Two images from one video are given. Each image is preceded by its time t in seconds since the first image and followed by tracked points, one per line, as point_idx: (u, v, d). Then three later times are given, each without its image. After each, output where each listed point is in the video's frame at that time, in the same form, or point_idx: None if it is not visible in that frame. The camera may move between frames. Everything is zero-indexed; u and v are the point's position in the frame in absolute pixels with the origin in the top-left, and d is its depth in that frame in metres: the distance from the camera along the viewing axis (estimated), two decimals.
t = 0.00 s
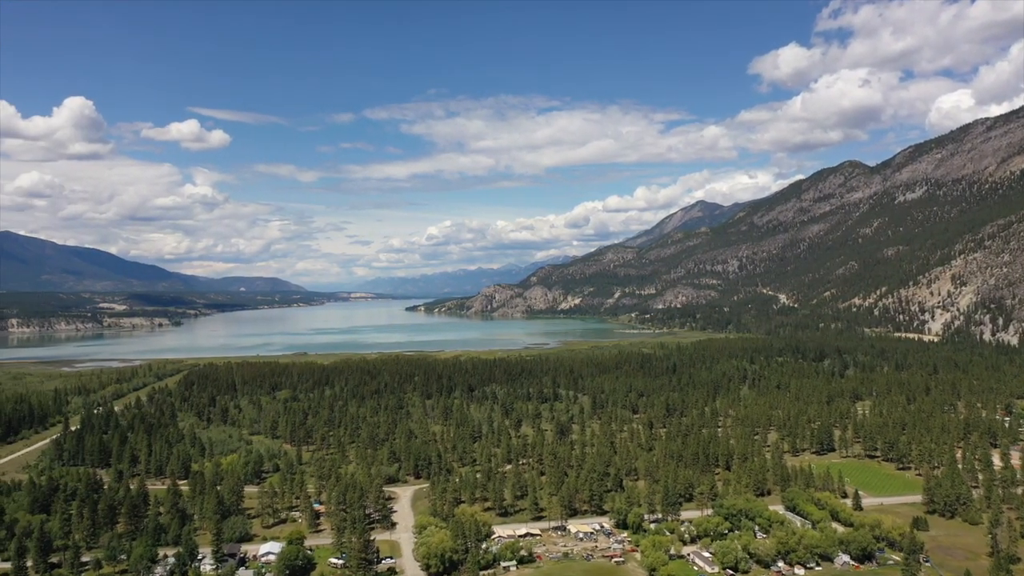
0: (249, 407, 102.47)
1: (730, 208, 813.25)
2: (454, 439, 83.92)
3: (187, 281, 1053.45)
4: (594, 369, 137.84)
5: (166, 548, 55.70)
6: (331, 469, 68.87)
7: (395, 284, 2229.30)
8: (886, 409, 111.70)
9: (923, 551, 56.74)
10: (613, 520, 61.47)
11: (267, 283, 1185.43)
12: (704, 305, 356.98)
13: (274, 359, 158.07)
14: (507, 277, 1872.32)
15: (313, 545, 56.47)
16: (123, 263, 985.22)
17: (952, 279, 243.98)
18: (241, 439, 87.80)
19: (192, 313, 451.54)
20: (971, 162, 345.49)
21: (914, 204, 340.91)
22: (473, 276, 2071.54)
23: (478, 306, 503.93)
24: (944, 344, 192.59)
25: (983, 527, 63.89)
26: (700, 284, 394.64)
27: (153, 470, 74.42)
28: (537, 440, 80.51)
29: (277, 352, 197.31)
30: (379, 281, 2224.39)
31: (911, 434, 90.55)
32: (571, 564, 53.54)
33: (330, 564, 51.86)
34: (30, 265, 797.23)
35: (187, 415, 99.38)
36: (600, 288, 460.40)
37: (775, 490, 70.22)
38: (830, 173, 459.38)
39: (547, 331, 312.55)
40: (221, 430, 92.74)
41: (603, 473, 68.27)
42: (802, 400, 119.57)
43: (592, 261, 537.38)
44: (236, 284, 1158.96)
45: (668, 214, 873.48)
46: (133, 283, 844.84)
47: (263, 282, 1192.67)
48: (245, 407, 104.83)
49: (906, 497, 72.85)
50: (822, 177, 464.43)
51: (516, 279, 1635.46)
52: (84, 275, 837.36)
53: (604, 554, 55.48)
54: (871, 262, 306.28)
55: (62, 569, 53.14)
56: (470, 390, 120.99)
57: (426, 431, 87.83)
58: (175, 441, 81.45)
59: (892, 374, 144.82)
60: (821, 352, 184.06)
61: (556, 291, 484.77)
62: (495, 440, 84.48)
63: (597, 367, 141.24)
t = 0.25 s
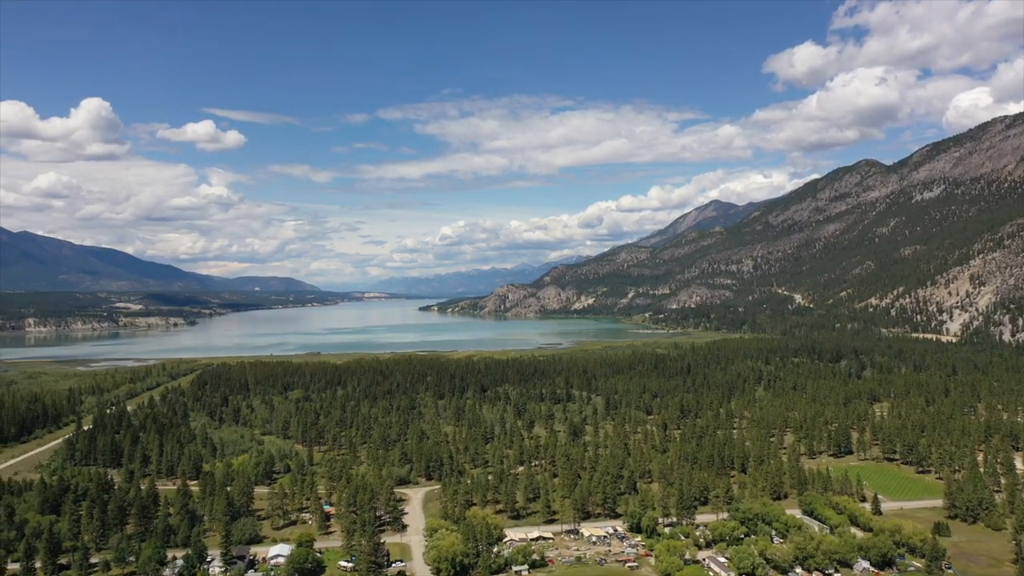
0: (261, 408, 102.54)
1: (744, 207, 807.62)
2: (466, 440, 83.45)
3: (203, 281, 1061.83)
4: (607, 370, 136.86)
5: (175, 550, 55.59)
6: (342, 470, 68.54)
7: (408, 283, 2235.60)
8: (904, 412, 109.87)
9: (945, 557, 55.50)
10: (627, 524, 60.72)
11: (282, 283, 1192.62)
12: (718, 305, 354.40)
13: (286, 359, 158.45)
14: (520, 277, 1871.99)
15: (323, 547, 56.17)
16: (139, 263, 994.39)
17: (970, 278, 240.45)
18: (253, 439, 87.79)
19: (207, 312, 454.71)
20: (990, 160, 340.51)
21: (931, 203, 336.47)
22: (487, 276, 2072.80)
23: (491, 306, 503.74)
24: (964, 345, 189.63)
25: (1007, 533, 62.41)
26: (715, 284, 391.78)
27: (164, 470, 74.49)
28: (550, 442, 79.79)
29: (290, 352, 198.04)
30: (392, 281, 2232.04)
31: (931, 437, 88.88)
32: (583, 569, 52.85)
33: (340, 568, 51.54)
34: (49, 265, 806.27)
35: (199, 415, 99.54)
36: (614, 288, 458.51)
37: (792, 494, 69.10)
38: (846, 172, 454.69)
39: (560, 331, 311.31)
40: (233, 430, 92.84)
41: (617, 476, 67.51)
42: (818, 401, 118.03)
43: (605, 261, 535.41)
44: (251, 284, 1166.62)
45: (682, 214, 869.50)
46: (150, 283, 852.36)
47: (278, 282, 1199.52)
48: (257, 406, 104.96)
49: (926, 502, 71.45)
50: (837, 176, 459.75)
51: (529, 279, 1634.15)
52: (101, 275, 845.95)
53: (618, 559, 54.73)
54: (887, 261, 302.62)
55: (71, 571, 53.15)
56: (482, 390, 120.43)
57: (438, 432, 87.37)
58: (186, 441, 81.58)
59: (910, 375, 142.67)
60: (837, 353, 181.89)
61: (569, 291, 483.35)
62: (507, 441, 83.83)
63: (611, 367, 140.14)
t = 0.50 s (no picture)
0: (274, 407, 102.64)
1: (759, 207, 801.46)
2: (479, 442, 82.93)
3: (219, 281, 1070.09)
4: (622, 370, 135.85)
5: (185, 552, 55.52)
6: (353, 471, 68.28)
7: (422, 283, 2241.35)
8: (923, 413, 108.00)
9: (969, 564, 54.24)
10: (641, 528, 59.93)
11: (296, 283, 1199.61)
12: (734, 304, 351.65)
13: (300, 359, 158.70)
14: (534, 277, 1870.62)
15: (333, 550, 55.84)
16: (156, 263, 1003.58)
17: (990, 278, 236.70)
18: (265, 439, 87.80)
19: (223, 312, 457.73)
20: (1010, 158, 335.13)
21: (950, 202, 331.74)
22: (500, 275, 2073.07)
23: (505, 306, 503.27)
24: (984, 345, 186.50)
25: None
26: (730, 284, 388.68)
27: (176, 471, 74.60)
28: (563, 443, 79.09)
29: (303, 351, 198.62)
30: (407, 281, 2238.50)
31: (952, 439, 87.14)
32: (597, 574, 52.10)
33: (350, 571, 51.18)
34: (67, 265, 815.63)
35: (212, 415, 99.80)
36: (628, 288, 456.33)
37: (810, 497, 67.96)
38: (863, 171, 449.62)
39: (574, 331, 309.97)
40: (245, 430, 92.96)
41: (631, 478, 66.70)
42: (836, 403, 116.34)
43: (619, 261, 533.09)
44: (266, 284, 1173.96)
45: (697, 214, 864.61)
46: (167, 283, 860.08)
47: (292, 282, 1205.44)
48: (270, 406, 105.07)
49: (948, 506, 70.03)
50: (854, 175, 454.73)
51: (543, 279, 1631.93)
52: (118, 275, 854.67)
53: (632, 563, 53.94)
54: (905, 261, 298.70)
55: (80, 572, 53.14)
56: (496, 391, 119.99)
57: (450, 433, 86.95)
58: (198, 441, 81.72)
59: (929, 376, 140.43)
60: (854, 354, 179.54)
61: (583, 290, 481.73)
62: (520, 442, 83.22)
63: (625, 368, 139.12)
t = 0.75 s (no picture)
0: (286, 407, 102.71)
1: (774, 206, 795.23)
2: (491, 443, 82.40)
3: (233, 281, 1077.23)
4: (635, 371, 134.83)
5: (194, 553, 55.45)
6: (364, 472, 68.00)
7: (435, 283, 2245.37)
8: (942, 415, 106.19)
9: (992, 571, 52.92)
10: (655, 531, 59.15)
11: (310, 283, 1205.54)
12: (748, 304, 348.91)
13: (312, 359, 158.85)
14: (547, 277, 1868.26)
15: (342, 552, 55.50)
16: (172, 263, 1011.96)
17: (1010, 278, 233.03)
18: (275, 439, 87.77)
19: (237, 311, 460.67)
20: None
21: (968, 201, 327.05)
22: (513, 275, 2072.56)
23: (518, 306, 502.65)
24: (1004, 346, 183.41)
25: None
26: (744, 284, 385.79)
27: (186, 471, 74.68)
28: (576, 444, 78.38)
29: (316, 351, 199.07)
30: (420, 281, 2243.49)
31: (973, 442, 85.46)
32: None
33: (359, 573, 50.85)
34: (84, 265, 824.09)
35: (224, 415, 100.07)
36: (641, 288, 454.23)
37: (828, 501, 66.78)
38: (879, 170, 444.65)
39: (588, 331, 308.59)
40: (257, 430, 93.05)
41: (645, 481, 65.92)
42: (852, 404, 114.69)
43: (632, 261, 530.61)
44: (281, 284, 1180.40)
45: (711, 213, 859.89)
46: (182, 283, 866.86)
47: (306, 282, 1211.29)
48: (282, 406, 105.19)
49: (969, 511, 68.57)
50: (870, 174, 449.80)
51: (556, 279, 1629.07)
52: (134, 275, 862.36)
53: (646, 568, 53.21)
54: (922, 260, 294.93)
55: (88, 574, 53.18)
56: (508, 391, 119.46)
57: (462, 433, 86.59)
58: (210, 441, 81.87)
59: (947, 377, 138.15)
60: (871, 355, 177.19)
61: (596, 290, 479.89)
62: (532, 444, 82.53)
63: (638, 368, 138.05)
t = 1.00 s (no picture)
0: (297, 407, 102.74)
1: (788, 206, 789.45)
2: (502, 444, 81.95)
3: (247, 280, 1084.33)
4: (648, 372, 133.83)
5: (201, 555, 55.36)
6: (374, 474, 67.69)
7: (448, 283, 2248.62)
8: (961, 418, 104.45)
9: None
10: (668, 536, 58.39)
11: (323, 283, 1210.85)
12: (762, 305, 346.35)
13: (323, 359, 159.07)
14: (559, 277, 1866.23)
15: (351, 555, 55.22)
16: (186, 263, 1019.84)
17: None
18: (286, 440, 87.76)
19: (250, 311, 463.18)
20: None
21: (986, 200, 322.73)
22: (526, 275, 2071.56)
23: (530, 306, 502.05)
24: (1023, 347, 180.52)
25: None
26: (758, 284, 382.98)
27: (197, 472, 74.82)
28: (587, 446, 77.77)
29: (328, 351, 199.46)
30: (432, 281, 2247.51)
31: (994, 445, 83.82)
32: None
33: None
34: (100, 265, 832.27)
35: (235, 415, 100.28)
36: (654, 288, 452.17)
37: (845, 505, 65.70)
38: (895, 169, 439.85)
39: (600, 331, 307.19)
40: (268, 430, 93.15)
41: (658, 484, 65.21)
42: (868, 406, 113.06)
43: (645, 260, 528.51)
44: (294, 284, 1186.42)
45: (724, 213, 855.06)
46: (197, 283, 873.42)
47: (319, 282, 1216.91)
48: (293, 406, 105.23)
49: (990, 516, 67.19)
50: (886, 173, 445.03)
51: (569, 279, 1625.29)
52: (149, 275, 869.88)
53: (659, 573, 52.43)
54: (939, 260, 291.20)
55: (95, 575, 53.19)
56: (520, 391, 118.91)
57: (473, 434, 86.23)
58: (220, 441, 81.95)
59: (966, 379, 136.04)
60: (887, 356, 174.99)
61: (608, 290, 478.36)
62: (543, 446, 81.94)
63: (651, 369, 137.00)
